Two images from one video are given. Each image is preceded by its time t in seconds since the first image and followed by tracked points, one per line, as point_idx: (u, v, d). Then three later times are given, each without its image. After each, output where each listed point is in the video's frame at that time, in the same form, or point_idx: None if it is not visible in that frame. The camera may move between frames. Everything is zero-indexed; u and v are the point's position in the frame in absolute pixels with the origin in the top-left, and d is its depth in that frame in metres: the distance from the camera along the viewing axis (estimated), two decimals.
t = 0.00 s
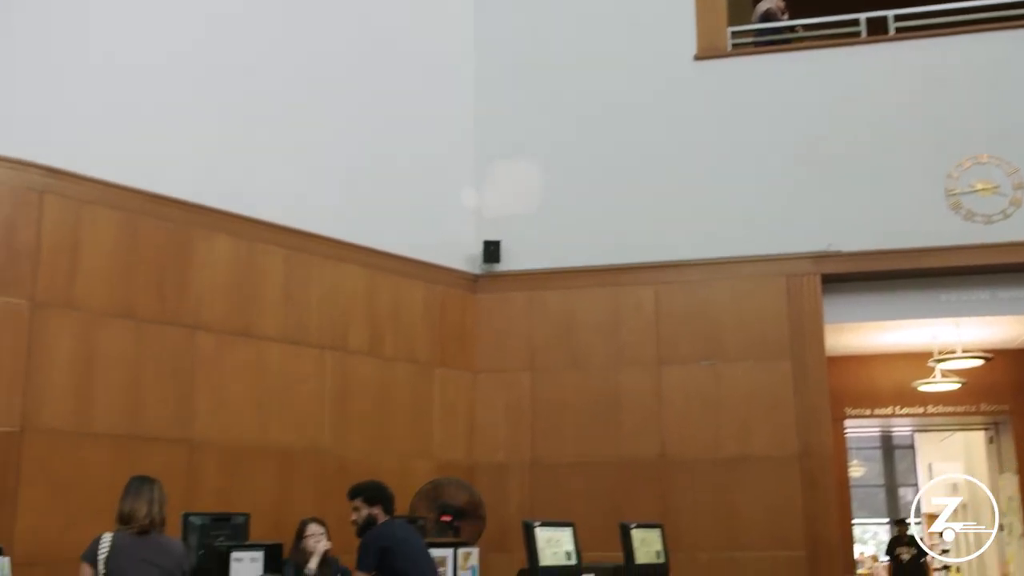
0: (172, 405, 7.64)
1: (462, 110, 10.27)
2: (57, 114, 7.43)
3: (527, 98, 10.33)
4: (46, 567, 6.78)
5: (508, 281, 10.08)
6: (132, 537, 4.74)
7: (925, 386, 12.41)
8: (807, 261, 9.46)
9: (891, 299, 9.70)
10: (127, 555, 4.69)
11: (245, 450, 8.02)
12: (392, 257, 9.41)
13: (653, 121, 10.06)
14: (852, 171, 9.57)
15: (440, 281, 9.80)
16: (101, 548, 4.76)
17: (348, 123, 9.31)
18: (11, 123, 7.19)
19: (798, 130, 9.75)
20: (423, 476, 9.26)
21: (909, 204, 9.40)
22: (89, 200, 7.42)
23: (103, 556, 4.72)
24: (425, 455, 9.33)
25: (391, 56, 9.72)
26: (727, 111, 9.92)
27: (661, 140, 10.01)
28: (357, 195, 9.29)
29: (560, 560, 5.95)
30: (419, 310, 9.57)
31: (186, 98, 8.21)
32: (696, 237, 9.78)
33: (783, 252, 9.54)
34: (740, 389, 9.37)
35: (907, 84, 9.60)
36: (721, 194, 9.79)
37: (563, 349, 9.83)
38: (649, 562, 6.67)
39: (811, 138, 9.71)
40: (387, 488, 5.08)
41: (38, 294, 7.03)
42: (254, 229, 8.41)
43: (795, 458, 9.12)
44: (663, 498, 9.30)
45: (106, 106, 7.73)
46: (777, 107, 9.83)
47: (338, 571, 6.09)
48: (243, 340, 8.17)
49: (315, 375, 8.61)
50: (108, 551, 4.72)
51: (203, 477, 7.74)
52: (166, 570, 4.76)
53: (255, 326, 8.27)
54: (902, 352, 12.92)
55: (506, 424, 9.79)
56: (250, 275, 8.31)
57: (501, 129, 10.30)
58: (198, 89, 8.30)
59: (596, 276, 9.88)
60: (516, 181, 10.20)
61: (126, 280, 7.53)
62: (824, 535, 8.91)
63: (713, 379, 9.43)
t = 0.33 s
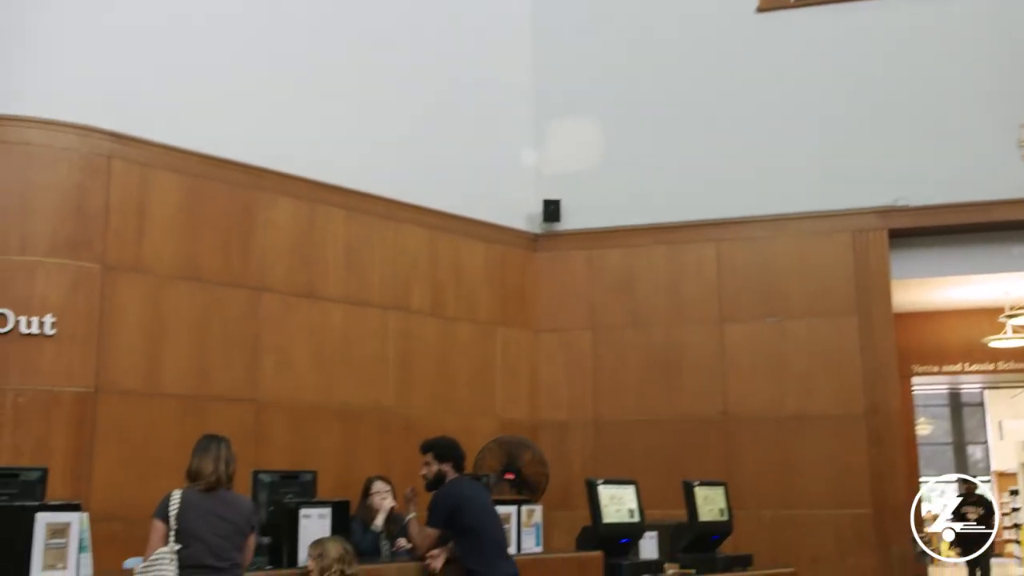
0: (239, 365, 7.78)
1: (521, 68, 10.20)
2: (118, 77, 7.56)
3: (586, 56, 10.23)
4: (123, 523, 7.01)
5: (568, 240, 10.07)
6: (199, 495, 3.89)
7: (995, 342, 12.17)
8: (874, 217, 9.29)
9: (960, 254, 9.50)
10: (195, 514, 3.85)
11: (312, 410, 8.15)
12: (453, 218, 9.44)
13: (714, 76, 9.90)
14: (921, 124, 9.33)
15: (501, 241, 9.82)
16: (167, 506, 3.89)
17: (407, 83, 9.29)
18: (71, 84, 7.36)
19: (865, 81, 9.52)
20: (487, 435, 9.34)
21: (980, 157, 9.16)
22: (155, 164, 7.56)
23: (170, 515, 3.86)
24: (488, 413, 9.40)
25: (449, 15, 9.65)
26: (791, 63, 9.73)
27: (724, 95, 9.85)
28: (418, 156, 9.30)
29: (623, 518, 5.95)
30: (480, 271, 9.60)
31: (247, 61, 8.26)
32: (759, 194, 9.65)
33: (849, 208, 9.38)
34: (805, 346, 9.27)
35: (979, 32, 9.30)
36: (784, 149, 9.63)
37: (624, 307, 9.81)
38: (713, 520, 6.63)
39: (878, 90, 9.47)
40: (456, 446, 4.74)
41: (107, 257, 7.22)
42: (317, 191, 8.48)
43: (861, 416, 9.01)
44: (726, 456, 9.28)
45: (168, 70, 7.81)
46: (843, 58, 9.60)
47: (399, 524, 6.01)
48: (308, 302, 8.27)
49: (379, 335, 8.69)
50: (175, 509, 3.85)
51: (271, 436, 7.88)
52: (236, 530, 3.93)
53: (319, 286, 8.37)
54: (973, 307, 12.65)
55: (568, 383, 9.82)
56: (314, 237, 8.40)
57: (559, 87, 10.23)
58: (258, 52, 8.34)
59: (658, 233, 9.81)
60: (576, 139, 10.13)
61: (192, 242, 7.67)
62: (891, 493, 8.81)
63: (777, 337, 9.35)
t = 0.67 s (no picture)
0: (297, 329, 7.87)
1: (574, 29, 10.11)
2: (174, 44, 7.59)
3: (640, 14, 10.07)
4: (187, 484, 7.19)
5: (621, 202, 10.02)
6: (257, 457, 3.82)
7: None
8: (936, 174, 9.09)
9: None
10: (253, 476, 3.78)
11: (370, 373, 8.25)
12: (507, 181, 9.43)
13: (771, 32, 9.71)
14: (988, 77, 9.04)
15: (554, 204, 9.80)
16: (226, 468, 3.81)
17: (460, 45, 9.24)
18: (128, 53, 7.41)
19: (930, 33, 9.24)
20: (541, 398, 9.37)
21: None
22: (212, 130, 7.63)
23: (229, 478, 3.79)
24: (543, 376, 9.43)
25: None
26: (851, 16, 9.48)
27: (781, 52, 9.66)
28: (471, 119, 9.28)
29: (679, 480, 5.94)
30: (534, 234, 9.60)
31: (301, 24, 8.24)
32: (818, 153, 9.49)
33: (911, 165, 9.18)
34: (863, 308, 9.14)
35: None
36: (843, 106, 9.43)
37: (679, 269, 9.76)
38: (770, 483, 6.60)
39: (943, 43, 9.19)
40: (509, 410, 4.70)
41: (167, 224, 7.34)
42: (370, 155, 8.51)
43: (922, 378, 8.88)
44: (783, 418, 9.21)
45: (224, 35, 7.82)
46: (906, 11, 9.32)
47: (454, 484, 5.94)
48: (364, 267, 8.33)
49: (434, 299, 8.74)
50: (233, 472, 3.78)
51: (329, 399, 7.99)
52: (295, 491, 3.85)
53: (374, 250, 8.42)
54: None
55: (623, 346, 9.82)
56: (370, 202, 8.45)
57: (612, 47, 10.11)
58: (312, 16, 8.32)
59: (713, 194, 9.73)
60: (630, 99, 10.03)
61: (250, 208, 7.75)
62: (952, 457, 8.69)
63: (835, 298, 9.24)
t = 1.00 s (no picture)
0: (347, 297, 7.93)
1: None
2: (225, 14, 7.60)
3: None
4: (242, 450, 7.32)
5: (670, 168, 9.95)
6: (309, 423, 3.86)
7: None
8: (994, 136, 8.89)
9: None
10: (306, 442, 3.82)
11: (420, 341, 8.30)
12: (556, 149, 9.40)
13: None
14: None
15: (602, 171, 9.74)
16: (278, 434, 3.85)
17: (508, 10, 9.18)
18: (177, 23, 7.45)
19: None
20: (590, 365, 9.38)
21: None
22: (261, 100, 7.68)
23: (281, 443, 3.83)
24: (592, 342, 9.44)
25: None
26: None
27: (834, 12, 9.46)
28: (520, 85, 9.22)
29: (730, 448, 5.91)
30: (582, 201, 9.57)
31: None
32: (872, 115, 9.32)
33: (968, 127, 8.98)
34: (918, 273, 9.01)
35: None
36: (898, 66, 9.22)
37: (729, 234, 9.69)
38: (822, 450, 6.55)
39: None
40: (555, 378, 4.71)
41: (219, 193, 7.42)
42: (419, 124, 8.50)
43: (978, 343, 8.75)
44: (835, 384, 9.13)
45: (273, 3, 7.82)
46: None
47: (501, 450, 5.93)
48: (413, 234, 8.36)
49: (483, 266, 8.76)
50: (286, 438, 3.82)
51: (380, 366, 8.06)
52: (347, 457, 3.89)
53: (423, 218, 8.44)
54: None
55: (673, 312, 9.78)
56: (419, 170, 8.46)
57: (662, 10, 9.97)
58: None
59: (764, 159, 9.62)
60: (680, 63, 9.92)
61: (300, 178, 7.81)
62: (1008, 423, 8.57)
63: (888, 263, 9.11)
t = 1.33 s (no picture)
0: (387, 267, 7.97)
1: None
2: None
3: None
4: (285, 418, 7.41)
5: (710, 135, 9.86)
6: (350, 392, 3.87)
7: None
8: None
9: None
10: (349, 411, 3.84)
11: (459, 310, 8.32)
12: (595, 117, 9.34)
13: None
14: None
15: (641, 138, 9.67)
16: (321, 403, 3.86)
17: None
18: None
19: None
20: (629, 334, 9.37)
21: None
22: (299, 70, 7.69)
23: (325, 413, 3.84)
24: (631, 311, 9.42)
25: None
26: None
27: None
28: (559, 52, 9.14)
29: (770, 416, 5.88)
30: (622, 169, 9.52)
31: None
32: (917, 79, 9.14)
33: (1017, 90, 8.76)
34: (964, 240, 8.86)
35: None
36: (945, 28, 8.99)
37: (771, 201, 9.60)
38: (864, 419, 6.50)
39: None
40: (595, 345, 4.69)
41: (259, 163, 7.46)
42: (457, 92, 8.48)
43: None
44: (878, 352, 9.05)
45: None
46: None
47: (541, 419, 5.91)
48: (451, 203, 8.36)
49: (522, 235, 8.75)
50: (330, 407, 3.84)
51: (420, 335, 8.10)
52: (388, 425, 3.92)
53: (461, 189, 8.43)
54: None
55: (713, 281, 9.74)
56: (457, 139, 8.45)
57: None
58: None
59: (807, 125, 9.50)
60: (720, 28, 9.79)
61: (339, 147, 7.83)
62: None
63: (934, 230, 8.97)
